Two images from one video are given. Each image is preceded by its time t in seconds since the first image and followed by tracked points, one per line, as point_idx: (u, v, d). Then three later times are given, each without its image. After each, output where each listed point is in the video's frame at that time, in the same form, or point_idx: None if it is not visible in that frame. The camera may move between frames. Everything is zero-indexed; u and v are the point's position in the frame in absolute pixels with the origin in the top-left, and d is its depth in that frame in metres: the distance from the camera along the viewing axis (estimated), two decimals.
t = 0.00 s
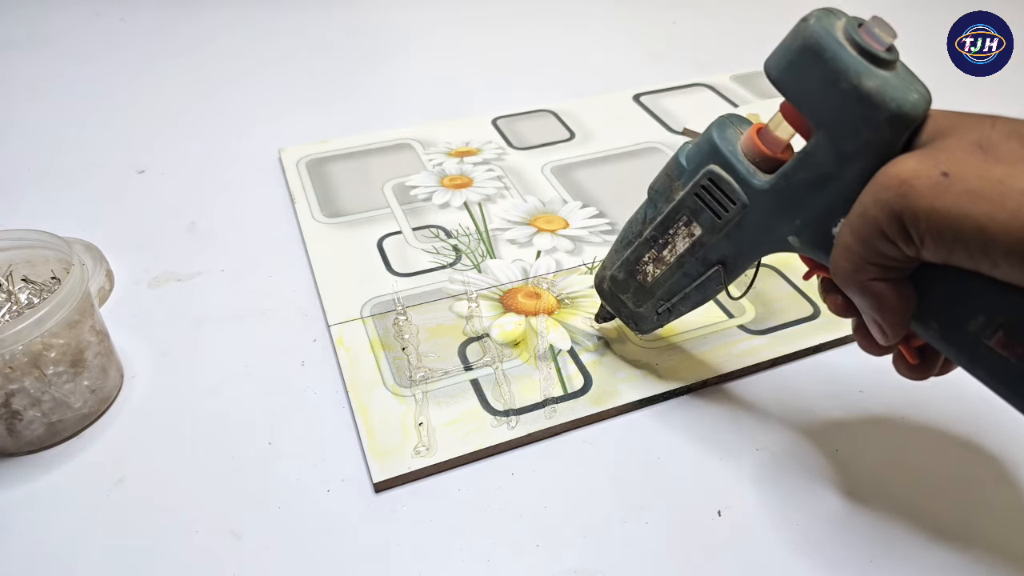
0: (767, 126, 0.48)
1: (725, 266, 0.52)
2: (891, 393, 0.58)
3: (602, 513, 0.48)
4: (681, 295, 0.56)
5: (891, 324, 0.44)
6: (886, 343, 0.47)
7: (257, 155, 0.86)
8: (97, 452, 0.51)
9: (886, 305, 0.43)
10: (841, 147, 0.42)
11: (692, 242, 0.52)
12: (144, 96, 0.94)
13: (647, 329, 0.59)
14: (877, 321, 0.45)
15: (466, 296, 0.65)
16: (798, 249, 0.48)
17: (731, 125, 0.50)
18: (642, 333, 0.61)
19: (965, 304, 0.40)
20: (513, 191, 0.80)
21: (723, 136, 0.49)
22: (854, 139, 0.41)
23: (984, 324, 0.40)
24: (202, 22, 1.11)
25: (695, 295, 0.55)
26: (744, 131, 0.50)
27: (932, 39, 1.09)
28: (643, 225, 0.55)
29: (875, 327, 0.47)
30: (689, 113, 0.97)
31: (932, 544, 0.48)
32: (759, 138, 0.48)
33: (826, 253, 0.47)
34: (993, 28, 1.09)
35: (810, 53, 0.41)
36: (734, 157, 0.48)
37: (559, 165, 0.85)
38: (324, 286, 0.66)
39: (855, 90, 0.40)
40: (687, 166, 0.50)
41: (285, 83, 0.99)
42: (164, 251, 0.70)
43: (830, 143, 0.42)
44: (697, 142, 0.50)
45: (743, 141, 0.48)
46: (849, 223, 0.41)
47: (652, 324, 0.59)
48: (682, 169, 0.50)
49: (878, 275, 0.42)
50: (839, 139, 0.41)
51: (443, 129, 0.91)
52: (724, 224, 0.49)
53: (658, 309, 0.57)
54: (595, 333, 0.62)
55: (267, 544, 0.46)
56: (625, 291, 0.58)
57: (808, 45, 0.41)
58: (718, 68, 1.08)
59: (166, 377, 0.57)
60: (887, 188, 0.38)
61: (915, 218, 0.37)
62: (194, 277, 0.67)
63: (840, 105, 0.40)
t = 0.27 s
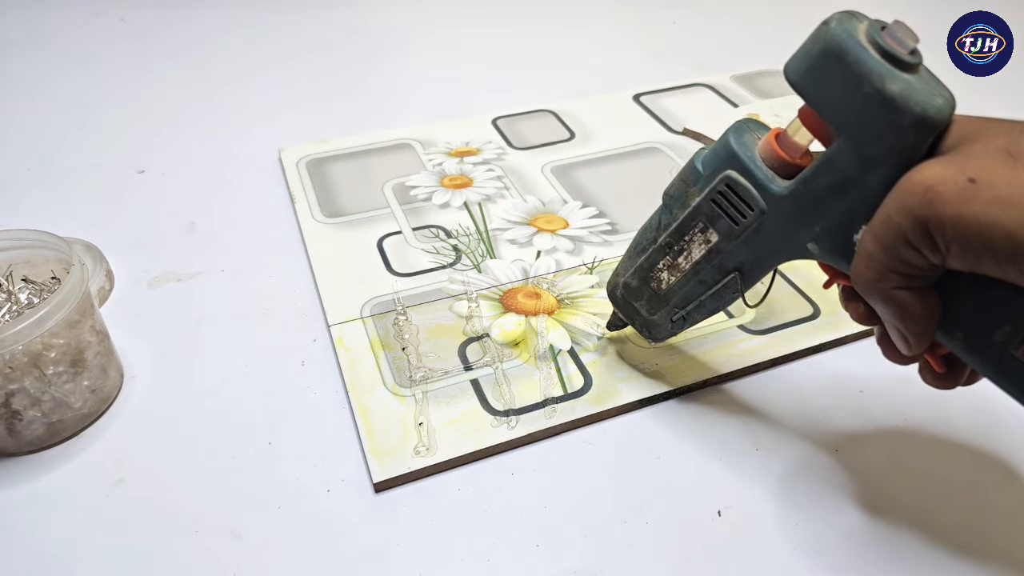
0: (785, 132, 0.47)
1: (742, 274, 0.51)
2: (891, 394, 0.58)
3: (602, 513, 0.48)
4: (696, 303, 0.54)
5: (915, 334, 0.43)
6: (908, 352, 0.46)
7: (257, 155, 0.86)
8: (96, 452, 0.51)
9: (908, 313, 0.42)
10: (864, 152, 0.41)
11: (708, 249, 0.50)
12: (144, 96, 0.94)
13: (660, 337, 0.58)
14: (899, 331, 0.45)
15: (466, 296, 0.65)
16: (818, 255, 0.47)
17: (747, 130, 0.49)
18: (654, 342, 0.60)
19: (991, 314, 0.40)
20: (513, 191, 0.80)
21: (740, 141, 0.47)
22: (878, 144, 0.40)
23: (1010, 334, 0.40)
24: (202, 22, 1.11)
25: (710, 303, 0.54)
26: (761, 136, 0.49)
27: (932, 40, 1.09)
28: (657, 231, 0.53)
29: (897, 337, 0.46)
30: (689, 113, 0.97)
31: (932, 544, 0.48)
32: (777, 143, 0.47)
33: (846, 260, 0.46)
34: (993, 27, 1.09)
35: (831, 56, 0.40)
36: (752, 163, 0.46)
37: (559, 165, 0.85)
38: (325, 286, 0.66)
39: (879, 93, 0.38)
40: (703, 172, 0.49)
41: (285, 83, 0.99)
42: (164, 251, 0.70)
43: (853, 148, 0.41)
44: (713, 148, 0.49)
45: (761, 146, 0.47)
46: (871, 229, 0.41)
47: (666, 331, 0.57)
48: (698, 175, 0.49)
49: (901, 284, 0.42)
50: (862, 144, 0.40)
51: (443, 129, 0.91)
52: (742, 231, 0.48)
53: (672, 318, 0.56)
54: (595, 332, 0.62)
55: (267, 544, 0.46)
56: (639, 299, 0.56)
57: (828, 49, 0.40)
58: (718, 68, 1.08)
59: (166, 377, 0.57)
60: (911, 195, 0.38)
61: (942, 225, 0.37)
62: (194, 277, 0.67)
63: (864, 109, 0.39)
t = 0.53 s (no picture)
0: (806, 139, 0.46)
1: (761, 284, 0.50)
2: (891, 394, 0.58)
3: (602, 513, 0.48)
4: (712, 314, 0.53)
5: (943, 347, 0.42)
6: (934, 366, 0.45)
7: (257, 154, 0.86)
8: (96, 452, 0.51)
9: (935, 325, 0.41)
10: (888, 162, 0.39)
11: (726, 258, 0.50)
12: (144, 96, 0.94)
13: (674, 346, 0.58)
14: (926, 345, 0.43)
15: (466, 296, 0.65)
16: (840, 266, 0.46)
17: (768, 138, 0.48)
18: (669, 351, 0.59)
19: None
20: (514, 191, 0.80)
21: (760, 149, 0.47)
22: (901, 154, 0.39)
23: None
24: (202, 22, 1.11)
25: (726, 314, 0.53)
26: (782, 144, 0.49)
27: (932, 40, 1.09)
28: (674, 240, 0.53)
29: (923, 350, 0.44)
30: (689, 113, 0.97)
31: (932, 544, 0.47)
32: (797, 150, 0.46)
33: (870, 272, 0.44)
34: (993, 27, 1.10)
35: (856, 63, 0.39)
36: (770, 171, 0.46)
37: (559, 165, 0.85)
38: (325, 287, 0.66)
39: (904, 102, 0.37)
40: (721, 180, 0.48)
41: (285, 83, 0.99)
42: (164, 251, 0.70)
43: (875, 159, 0.40)
44: (732, 156, 0.48)
45: (780, 154, 0.46)
46: (897, 240, 0.39)
47: (680, 341, 0.57)
48: (716, 183, 0.49)
49: (929, 296, 0.40)
50: (885, 154, 0.39)
51: (443, 129, 0.91)
52: (760, 240, 0.47)
53: (687, 327, 0.55)
54: (595, 332, 0.62)
55: (267, 544, 0.46)
56: (653, 308, 0.56)
57: (853, 55, 0.39)
58: (718, 68, 1.08)
59: (165, 377, 0.57)
60: (939, 206, 0.36)
61: (973, 237, 0.35)
62: (194, 277, 0.67)
63: (888, 119, 0.38)
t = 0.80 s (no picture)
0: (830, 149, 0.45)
1: (783, 298, 0.48)
2: (891, 394, 0.58)
3: (602, 513, 0.48)
4: (732, 328, 0.51)
5: (976, 365, 0.40)
6: (966, 384, 0.43)
7: (257, 155, 0.86)
8: (96, 452, 0.51)
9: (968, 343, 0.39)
10: (918, 172, 0.38)
11: (747, 271, 0.48)
12: (145, 96, 0.94)
13: (692, 362, 0.56)
14: (957, 363, 0.41)
15: (466, 296, 0.65)
16: (866, 280, 0.44)
17: (791, 148, 0.47)
18: (685, 368, 0.57)
19: None
20: (513, 192, 0.80)
21: (783, 158, 0.45)
22: (933, 163, 0.37)
23: None
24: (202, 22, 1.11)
25: (746, 328, 0.51)
26: (805, 153, 0.47)
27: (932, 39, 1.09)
28: (693, 252, 0.51)
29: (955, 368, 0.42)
30: (689, 112, 0.97)
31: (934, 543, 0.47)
32: (821, 160, 0.44)
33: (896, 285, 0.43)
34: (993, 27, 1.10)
35: (884, 71, 0.38)
36: (794, 181, 0.44)
37: (559, 165, 0.85)
38: (325, 287, 0.66)
39: (937, 110, 0.36)
40: (742, 191, 0.47)
41: (285, 83, 1.00)
42: (164, 251, 0.70)
43: (905, 168, 0.39)
44: (754, 165, 0.47)
45: (804, 163, 0.45)
46: (928, 253, 0.38)
47: (699, 356, 0.55)
48: (737, 194, 0.47)
49: (963, 313, 0.38)
50: (916, 164, 0.38)
51: (443, 129, 0.92)
52: (783, 252, 0.46)
53: (706, 342, 0.53)
54: (595, 332, 0.62)
55: (266, 544, 0.46)
56: (671, 321, 0.54)
57: (880, 63, 0.38)
58: (718, 68, 1.08)
59: (165, 377, 0.57)
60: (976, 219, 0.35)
61: (1012, 251, 0.33)
62: (193, 277, 0.67)
63: (920, 127, 0.37)
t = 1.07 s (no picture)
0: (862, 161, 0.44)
1: (814, 311, 0.47)
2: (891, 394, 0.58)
3: (601, 513, 0.48)
4: (760, 341, 0.50)
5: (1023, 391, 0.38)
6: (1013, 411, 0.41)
7: (257, 155, 0.86)
8: (96, 452, 0.51)
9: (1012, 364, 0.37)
10: (959, 185, 0.38)
11: (777, 284, 0.47)
12: (144, 96, 0.94)
13: (717, 376, 0.54)
14: (1003, 389, 0.39)
15: (466, 296, 0.65)
16: (901, 294, 0.44)
17: (822, 158, 0.46)
18: (709, 382, 0.56)
19: None
20: (514, 191, 0.80)
21: (815, 169, 0.44)
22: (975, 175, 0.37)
23: None
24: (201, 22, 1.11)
25: (775, 342, 0.50)
26: (836, 164, 0.46)
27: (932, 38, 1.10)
28: (719, 265, 0.50)
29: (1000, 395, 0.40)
30: (689, 113, 0.97)
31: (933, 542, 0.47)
32: (854, 172, 0.43)
33: (931, 300, 0.42)
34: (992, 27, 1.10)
35: (923, 80, 0.37)
36: (827, 193, 0.43)
37: (559, 165, 0.85)
38: (325, 287, 0.66)
39: (979, 121, 0.36)
40: (772, 202, 0.46)
41: (285, 83, 1.00)
42: (164, 252, 0.70)
43: (946, 181, 0.38)
44: (783, 176, 0.46)
45: (836, 175, 0.44)
46: (968, 268, 0.37)
47: (725, 370, 0.54)
48: (766, 205, 0.46)
49: (1007, 333, 0.37)
50: (958, 176, 0.38)
51: (443, 129, 0.92)
52: (815, 266, 0.45)
53: (733, 356, 0.52)
54: (595, 332, 0.62)
55: (266, 544, 0.46)
56: (697, 335, 0.53)
57: (919, 73, 0.38)
58: (718, 68, 1.08)
59: (165, 377, 0.57)
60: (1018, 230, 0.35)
61: None
62: (193, 277, 0.67)
63: (961, 138, 0.37)
